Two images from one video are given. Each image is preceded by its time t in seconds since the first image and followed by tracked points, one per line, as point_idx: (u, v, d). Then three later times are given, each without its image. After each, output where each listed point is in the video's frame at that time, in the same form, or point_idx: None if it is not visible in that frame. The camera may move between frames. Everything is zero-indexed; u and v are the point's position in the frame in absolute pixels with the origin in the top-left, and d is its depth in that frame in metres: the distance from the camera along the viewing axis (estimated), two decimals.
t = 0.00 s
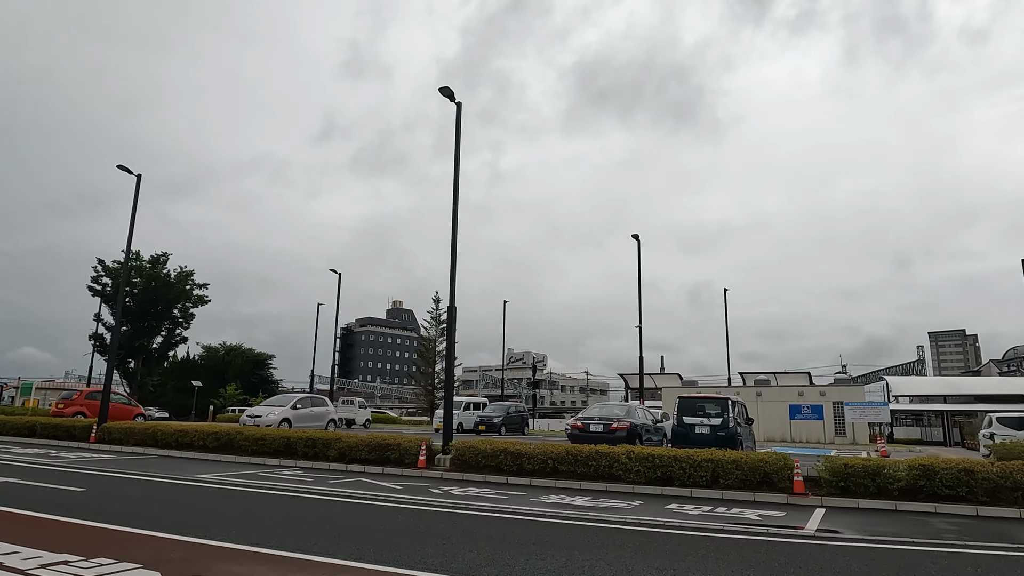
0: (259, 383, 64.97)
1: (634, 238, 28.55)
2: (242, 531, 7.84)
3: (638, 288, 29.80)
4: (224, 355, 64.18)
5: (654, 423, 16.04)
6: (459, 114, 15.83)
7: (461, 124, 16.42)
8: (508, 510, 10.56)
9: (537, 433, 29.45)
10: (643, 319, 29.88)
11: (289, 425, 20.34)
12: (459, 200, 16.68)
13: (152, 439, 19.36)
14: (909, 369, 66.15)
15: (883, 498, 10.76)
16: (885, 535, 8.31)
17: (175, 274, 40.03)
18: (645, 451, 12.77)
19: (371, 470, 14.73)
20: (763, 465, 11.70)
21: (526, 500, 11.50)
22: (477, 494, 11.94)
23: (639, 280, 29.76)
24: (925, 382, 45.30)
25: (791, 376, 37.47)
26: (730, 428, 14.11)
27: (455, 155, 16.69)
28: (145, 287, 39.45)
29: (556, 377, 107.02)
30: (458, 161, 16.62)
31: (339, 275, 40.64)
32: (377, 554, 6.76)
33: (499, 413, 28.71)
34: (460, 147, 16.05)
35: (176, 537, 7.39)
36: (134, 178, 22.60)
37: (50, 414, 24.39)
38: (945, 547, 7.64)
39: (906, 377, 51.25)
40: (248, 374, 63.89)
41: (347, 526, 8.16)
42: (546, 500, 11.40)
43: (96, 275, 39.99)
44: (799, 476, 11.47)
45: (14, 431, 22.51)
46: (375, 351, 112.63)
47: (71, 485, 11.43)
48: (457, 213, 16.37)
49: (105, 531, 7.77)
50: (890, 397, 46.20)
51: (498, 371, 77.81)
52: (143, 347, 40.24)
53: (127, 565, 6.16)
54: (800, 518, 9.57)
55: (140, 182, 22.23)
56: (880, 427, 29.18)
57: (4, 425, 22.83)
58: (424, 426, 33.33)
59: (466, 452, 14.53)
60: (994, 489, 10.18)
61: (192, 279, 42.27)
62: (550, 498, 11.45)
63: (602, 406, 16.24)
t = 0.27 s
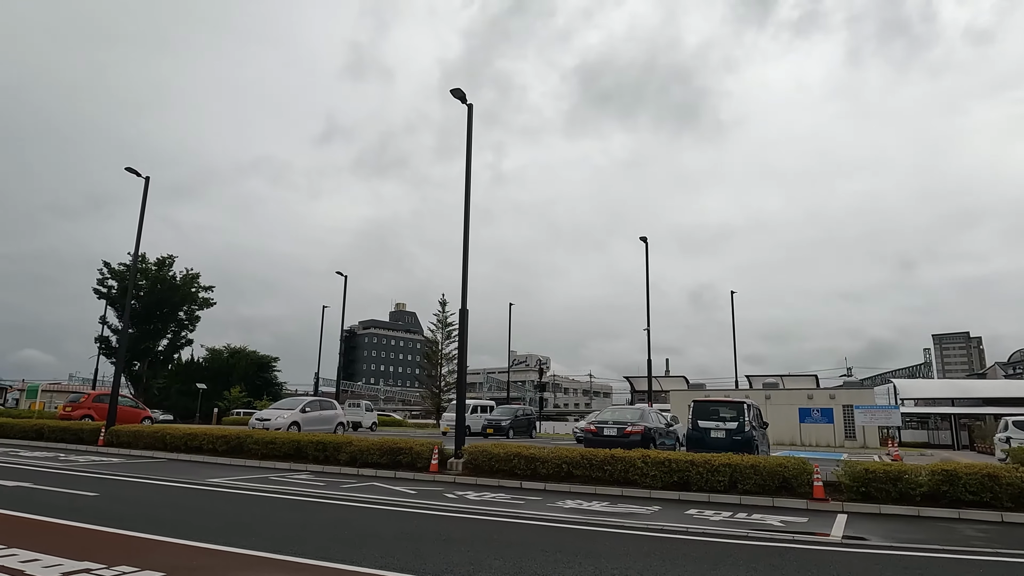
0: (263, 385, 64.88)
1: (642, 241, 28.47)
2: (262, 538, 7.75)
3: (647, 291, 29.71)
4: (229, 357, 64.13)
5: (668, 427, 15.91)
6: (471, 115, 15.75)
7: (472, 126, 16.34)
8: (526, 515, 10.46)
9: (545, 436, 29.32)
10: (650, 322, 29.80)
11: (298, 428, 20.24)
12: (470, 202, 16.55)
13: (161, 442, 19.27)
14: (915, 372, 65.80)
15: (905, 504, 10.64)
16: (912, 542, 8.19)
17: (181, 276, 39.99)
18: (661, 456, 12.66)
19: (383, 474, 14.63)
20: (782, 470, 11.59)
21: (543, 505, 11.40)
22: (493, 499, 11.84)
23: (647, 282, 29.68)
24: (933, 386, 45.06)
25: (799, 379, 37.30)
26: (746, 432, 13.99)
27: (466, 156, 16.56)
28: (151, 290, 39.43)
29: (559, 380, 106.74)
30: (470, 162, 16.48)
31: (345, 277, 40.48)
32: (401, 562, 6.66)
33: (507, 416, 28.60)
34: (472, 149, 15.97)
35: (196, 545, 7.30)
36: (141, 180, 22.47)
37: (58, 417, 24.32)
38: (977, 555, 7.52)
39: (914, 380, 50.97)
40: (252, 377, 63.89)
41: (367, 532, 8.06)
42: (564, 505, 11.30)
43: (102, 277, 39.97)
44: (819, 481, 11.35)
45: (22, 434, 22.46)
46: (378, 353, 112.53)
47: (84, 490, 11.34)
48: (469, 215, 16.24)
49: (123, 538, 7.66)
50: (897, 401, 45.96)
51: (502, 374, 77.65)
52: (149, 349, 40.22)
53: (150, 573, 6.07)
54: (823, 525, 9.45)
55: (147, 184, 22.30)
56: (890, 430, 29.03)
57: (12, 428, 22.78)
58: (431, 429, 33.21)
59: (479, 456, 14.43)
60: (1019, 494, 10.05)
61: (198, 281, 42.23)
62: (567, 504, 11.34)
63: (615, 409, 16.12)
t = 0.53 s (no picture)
0: (272, 388, 65.02)
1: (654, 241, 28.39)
2: (287, 540, 7.66)
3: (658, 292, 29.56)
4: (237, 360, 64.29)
5: (686, 428, 15.76)
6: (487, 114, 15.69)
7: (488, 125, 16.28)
8: (548, 517, 10.34)
9: (557, 438, 29.19)
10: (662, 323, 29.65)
11: (312, 429, 20.20)
12: (485, 203, 16.48)
13: (174, 443, 19.25)
14: (926, 374, 65.35)
15: (933, 506, 10.47)
16: (946, 545, 8.04)
17: (191, 278, 40.09)
18: (682, 457, 12.52)
19: (400, 476, 14.54)
20: (806, 472, 11.43)
21: (563, 507, 11.26)
22: (512, 501, 11.73)
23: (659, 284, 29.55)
24: (945, 387, 44.70)
25: (811, 381, 37.06)
26: (767, 434, 13.84)
27: (481, 156, 16.50)
28: (162, 292, 39.53)
29: (566, 382, 106.49)
30: (485, 161, 16.41)
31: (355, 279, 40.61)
32: (431, 565, 6.57)
33: (518, 418, 28.49)
34: (488, 148, 15.90)
35: (221, 546, 7.22)
36: (155, 182, 22.51)
37: (71, 419, 24.36)
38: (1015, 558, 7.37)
39: (925, 382, 50.60)
40: (261, 379, 64.05)
41: (392, 534, 7.97)
42: (585, 506, 11.15)
43: (113, 279, 40.12)
44: (844, 483, 11.19)
45: (35, 435, 22.50)
46: (385, 355, 112.62)
47: (102, 490, 11.27)
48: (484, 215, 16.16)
49: (147, 537, 7.59)
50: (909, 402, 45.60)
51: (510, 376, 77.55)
52: (160, 351, 40.33)
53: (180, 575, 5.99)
54: (852, 528, 9.31)
55: (160, 186, 22.65)
56: (905, 432, 28.79)
57: (26, 429, 22.82)
58: (441, 431, 33.13)
59: (496, 457, 14.32)
60: None
61: (208, 283, 42.31)
62: (588, 505, 11.22)
63: (632, 411, 15.99)
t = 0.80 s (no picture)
0: (284, 389, 65.18)
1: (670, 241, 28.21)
2: (316, 544, 7.57)
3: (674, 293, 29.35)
4: (250, 361, 64.51)
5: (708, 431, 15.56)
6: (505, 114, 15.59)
7: (506, 125, 16.18)
8: (573, 522, 10.20)
9: (572, 440, 29.02)
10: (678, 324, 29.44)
11: (328, 431, 20.13)
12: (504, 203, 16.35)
13: (192, 445, 19.26)
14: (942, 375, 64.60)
15: (967, 511, 10.24)
16: (987, 552, 7.83)
17: (205, 279, 40.22)
18: (706, 460, 12.33)
19: (419, 479, 14.43)
20: (835, 475, 11.21)
21: (588, 511, 11.10)
22: (535, 504, 11.59)
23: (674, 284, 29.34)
24: (963, 388, 44.14)
25: (827, 382, 36.68)
26: (792, 437, 13.63)
27: (500, 156, 16.38)
28: (176, 293, 39.68)
29: (577, 384, 106.08)
30: (504, 162, 16.30)
31: (367, 280, 40.57)
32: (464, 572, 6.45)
33: (534, 419, 28.35)
34: (506, 148, 15.80)
35: (250, 552, 7.14)
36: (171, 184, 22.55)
37: (88, 420, 24.45)
38: None
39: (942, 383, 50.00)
40: (273, 381, 64.28)
41: (420, 539, 7.86)
42: (610, 510, 10.99)
43: (128, 281, 40.32)
44: (874, 487, 10.97)
45: (53, 437, 22.59)
46: (396, 356, 112.75)
47: (123, 493, 11.24)
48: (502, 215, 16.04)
49: (174, 541, 7.53)
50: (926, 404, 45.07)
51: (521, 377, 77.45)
52: (174, 353, 40.50)
53: None
54: (886, 534, 9.11)
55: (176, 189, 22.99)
56: (925, 434, 28.42)
57: (44, 431, 22.92)
58: (455, 432, 33.03)
59: (517, 460, 14.19)
60: None
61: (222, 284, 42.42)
62: (613, 509, 11.06)
63: (653, 413, 15.81)
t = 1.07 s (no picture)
0: (299, 391, 65.40)
1: (687, 241, 28.08)
2: (348, 547, 7.50)
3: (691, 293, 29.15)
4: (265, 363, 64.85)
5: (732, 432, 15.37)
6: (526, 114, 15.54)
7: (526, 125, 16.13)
8: (603, 525, 10.06)
9: (589, 442, 28.85)
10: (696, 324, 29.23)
11: (348, 433, 20.09)
12: (524, 203, 16.25)
13: (212, 447, 19.29)
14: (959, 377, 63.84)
15: (1006, 515, 10.00)
16: None
17: (222, 282, 40.42)
18: (735, 463, 12.16)
19: (442, 481, 14.35)
20: (868, 478, 11.00)
21: (616, 514, 10.96)
22: (562, 507, 11.46)
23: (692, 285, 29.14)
24: (984, 390, 43.51)
25: (845, 383, 36.27)
26: (820, 438, 13.42)
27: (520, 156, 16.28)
28: (193, 296, 39.91)
29: (590, 386, 105.63)
30: (524, 161, 16.20)
31: (382, 282, 40.62)
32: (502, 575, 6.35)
33: (551, 421, 28.21)
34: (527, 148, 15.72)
35: (283, 554, 7.07)
36: (190, 186, 22.61)
37: (109, 422, 24.59)
38: None
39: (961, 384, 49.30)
40: (288, 383, 64.56)
41: (452, 542, 7.78)
42: (638, 513, 10.84)
43: (145, 284, 40.60)
44: (909, 490, 10.74)
45: (74, 439, 22.73)
46: (408, 358, 112.94)
47: (148, 494, 11.21)
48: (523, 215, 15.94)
49: (206, 543, 7.50)
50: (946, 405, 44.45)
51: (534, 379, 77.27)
52: (191, 355, 40.74)
53: None
54: (925, 538, 8.91)
55: (196, 191, 22.58)
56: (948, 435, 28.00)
57: (66, 432, 23.07)
58: (471, 434, 32.96)
59: (540, 462, 14.06)
60: None
61: (238, 287, 42.62)
62: (642, 512, 10.91)
63: (676, 415, 15.65)
